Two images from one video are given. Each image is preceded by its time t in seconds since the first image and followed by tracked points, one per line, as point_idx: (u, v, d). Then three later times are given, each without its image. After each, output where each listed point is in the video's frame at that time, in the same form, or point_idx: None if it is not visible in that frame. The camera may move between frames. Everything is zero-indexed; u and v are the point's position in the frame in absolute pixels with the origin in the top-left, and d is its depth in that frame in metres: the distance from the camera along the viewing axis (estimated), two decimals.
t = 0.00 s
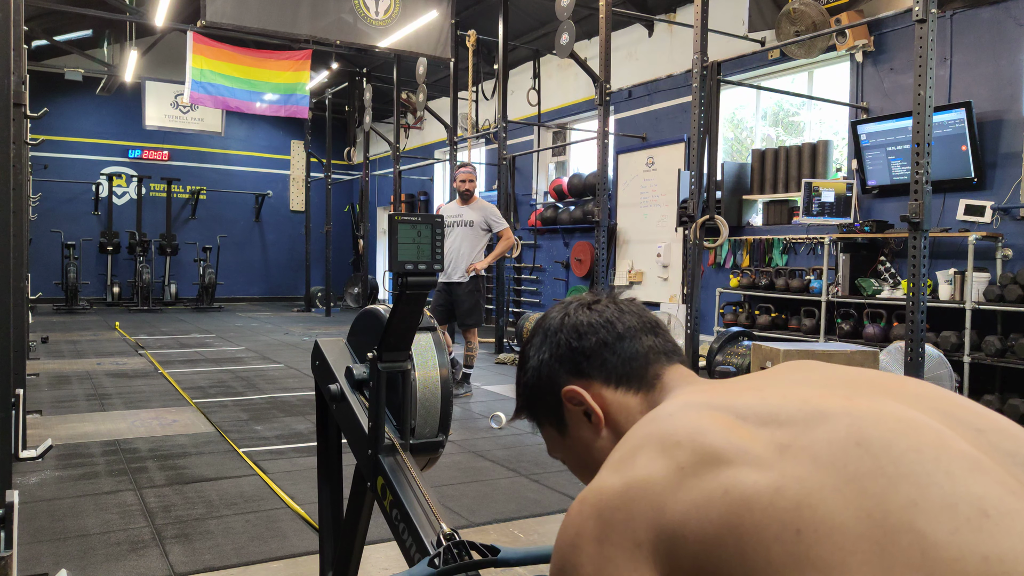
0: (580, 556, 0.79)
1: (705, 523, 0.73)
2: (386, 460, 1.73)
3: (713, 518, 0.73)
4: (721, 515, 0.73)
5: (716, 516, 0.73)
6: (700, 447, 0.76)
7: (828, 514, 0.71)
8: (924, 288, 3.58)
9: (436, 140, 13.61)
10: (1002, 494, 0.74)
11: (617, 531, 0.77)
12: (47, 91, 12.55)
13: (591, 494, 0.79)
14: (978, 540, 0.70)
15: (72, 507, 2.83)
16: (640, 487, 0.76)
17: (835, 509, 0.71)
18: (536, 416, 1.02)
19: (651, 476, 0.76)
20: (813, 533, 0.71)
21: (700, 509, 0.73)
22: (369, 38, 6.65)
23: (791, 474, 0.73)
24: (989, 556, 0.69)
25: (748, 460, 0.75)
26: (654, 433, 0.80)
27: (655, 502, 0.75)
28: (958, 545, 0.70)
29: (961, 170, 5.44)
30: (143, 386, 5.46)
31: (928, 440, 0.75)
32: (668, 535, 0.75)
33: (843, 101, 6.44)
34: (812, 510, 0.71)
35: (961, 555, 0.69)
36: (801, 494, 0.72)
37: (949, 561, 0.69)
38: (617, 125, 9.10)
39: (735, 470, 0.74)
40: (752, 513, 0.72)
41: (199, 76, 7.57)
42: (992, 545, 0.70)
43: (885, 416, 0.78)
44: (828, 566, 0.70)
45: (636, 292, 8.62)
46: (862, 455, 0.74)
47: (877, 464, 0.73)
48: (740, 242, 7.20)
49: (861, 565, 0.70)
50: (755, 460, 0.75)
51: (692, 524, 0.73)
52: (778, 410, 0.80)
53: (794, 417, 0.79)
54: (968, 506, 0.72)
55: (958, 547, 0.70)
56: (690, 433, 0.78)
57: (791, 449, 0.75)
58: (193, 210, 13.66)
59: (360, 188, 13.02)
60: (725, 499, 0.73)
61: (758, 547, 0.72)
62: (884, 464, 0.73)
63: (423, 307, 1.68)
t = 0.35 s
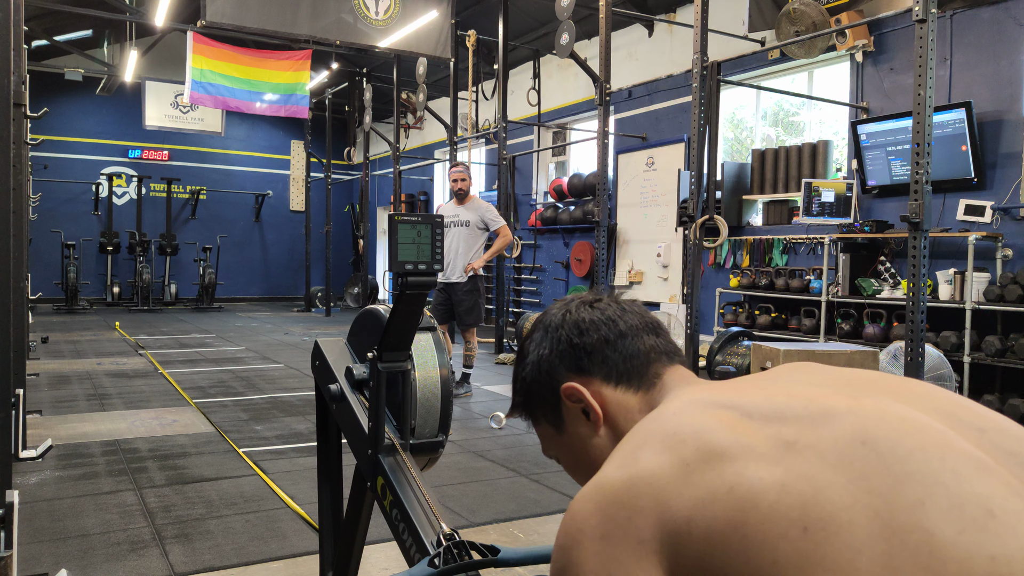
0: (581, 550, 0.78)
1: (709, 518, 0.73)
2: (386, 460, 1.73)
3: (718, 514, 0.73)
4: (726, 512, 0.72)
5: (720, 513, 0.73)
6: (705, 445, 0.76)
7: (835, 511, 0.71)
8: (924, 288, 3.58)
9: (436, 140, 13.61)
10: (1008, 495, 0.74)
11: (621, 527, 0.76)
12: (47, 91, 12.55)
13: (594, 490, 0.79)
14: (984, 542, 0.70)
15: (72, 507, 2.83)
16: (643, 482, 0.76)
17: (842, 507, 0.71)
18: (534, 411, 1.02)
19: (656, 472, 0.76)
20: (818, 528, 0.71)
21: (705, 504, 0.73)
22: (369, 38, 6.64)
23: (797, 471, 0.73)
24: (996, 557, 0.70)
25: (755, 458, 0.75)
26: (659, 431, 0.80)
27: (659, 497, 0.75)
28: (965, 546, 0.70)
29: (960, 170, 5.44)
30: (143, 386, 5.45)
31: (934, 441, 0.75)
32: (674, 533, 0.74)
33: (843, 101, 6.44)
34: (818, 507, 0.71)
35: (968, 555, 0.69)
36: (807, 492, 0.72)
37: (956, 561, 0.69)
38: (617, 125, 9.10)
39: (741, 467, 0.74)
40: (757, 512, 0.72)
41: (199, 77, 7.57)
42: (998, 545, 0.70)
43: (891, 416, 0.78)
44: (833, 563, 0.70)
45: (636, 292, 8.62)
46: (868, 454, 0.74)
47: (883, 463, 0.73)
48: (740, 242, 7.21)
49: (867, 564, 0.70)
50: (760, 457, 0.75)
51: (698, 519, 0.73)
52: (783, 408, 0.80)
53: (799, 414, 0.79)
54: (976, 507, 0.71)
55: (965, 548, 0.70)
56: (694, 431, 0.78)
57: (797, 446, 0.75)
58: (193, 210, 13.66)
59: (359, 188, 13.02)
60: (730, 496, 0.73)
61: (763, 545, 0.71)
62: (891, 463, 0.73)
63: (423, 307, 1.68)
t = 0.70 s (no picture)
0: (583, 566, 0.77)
1: (709, 528, 0.73)
2: (386, 460, 1.73)
3: (718, 524, 0.73)
4: (726, 522, 0.72)
5: (720, 523, 0.73)
6: (705, 456, 0.76)
7: (835, 519, 0.71)
8: (924, 288, 3.58)
9: (436, 140, 13.61)
10: (1009, 498, 0.74)
11: (621, 542, 0.76)
12: (47, 91, 12.55)
13: (595, 505, 0.79)
14: (987, 545, 0.70)
15: (72, 507, 2.83)
16: (641, 497, 0.76)
17: (842, 514, 0.71)
18: (534, 420, 1.01)
19: (655, 486, 0.76)
20: (818, 536, 0.71)
21: (705, 515, 0.73)
22: (369, 38, 6.64)
23: (796, 478, 0.74)
24: (1000, 561, 0.69)
25: (754, 468, 0.75)
26: (658, 443, 0.80)
27: (659, 511, 0.75)
28: (968, 549, 0.70)
29: (961, 170, 5.44)
30: (143, 386, 5.45)
31: (934, 445, 0.76)
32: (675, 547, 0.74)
33: (843, 101, 6.44)
34: (818, 515, 0.71)
35: (971, 558, 0.69)
36: (807, 498, 0.72)
37: (960, 564, 0.69)
38: (617, 125, 9.10)
39: (740, 477, 0.74)
40: (756, 521, 0.72)
41: (199, 76, 7.57)
42: (1001, 548, 0.70)
43: (890, 421, 0.78)
44: (835, 571, 0.70)
45: (636, 292, 8.62)
46: (867, 460, 0.74)
47: (883, 469, 0.73)
48: (740, 243, 7.20)
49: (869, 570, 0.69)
50: (759, 465, 0.75)
51: (697, 531, 0.73)
52: (781, 417, 0.81)
53: (798, 422, 0.79)
54: (978, 510, 0.72)
55: (967, 551, 0.69)
56: (693, 443, 0.78)
57: (795, 453, 0.76)
58: (193, 210, 13.66)
59: (359, 188, 13.02)
60: (729, 507, 0.73)
61: (763, 554, 0.71)
62: (890, 468, 0.73)
63: (423, 307, 1.68)
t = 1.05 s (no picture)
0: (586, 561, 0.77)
1: (713, 525, 0.73)
2: (386, 460, 1.73)
3: (722, 522, 0.73)
4: (729, 520, 0.72)
5: (724, 521, 0.73)
6: (709, 454, 0.76)
7: (840, 517, 0.71)
8: (924, 288, 3.58)
9: (436, 140, 13.60)
10: (1014, 497, 0.74)
11: (626, 539, 0.76)
12: (47, 91, 12.55)
13: (600, 500, 0.79)
14: (992, 545, 0.70)
15: (72, 507, 2.82)
16: (646, 494, 0.76)
17: (847, 511, 0.71)
18: (539, 410, 1.01)
19: (660, 483, 0.76)
20: (823, 535, 0.70)
21: (710, 513, 0.73)
22: (369, 38, 6.64)
23: (801, 476, 0.73)
24: (1005, 561, 0.70)
25: (758, 465, 0.75)
26: (664, 440, 0.80)
27: (664, 508, 0.75)
28: (973, 550, 0.70)
29: (961, 170, 5.44)
30: (143, 386, 5.46)
31: (939, 445, 0.76)
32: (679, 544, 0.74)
33: (843, 101, 6.44)
34: (822, 512, 0.71)
35: (977, 558, 0.69)
36: (811, 497, 0.72)
37: (966, 564, 0.69)
38: (617, 125, 9.11)
39: (745, 475, 0.74)
40: (760, 518, 0.72)
41: (199, 76, 7.57)
42: (1007, 549, 0.70)
43: (896, 420, 0.78)
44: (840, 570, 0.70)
45: (636, 292, 8.63)
46: (873, 458, 0.74)
47: (889, 468, 0.73)
48: (740, 242, 7.20)
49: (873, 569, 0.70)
50: (763, 463, 0.75)
51: (702, 529, 0.73)
52: (786, 415, 0.81)
53: (804, 421, 0.79)
54: (984, 511, 0.71)
55: (972, 551, 0.70)
56: (697, 440, 0.78)
57: (800, 451, 0.76)
58: (193, 210, 13.66)
59: (359, 188, 13.02)
60: (733, 505, 0.73)
61: (767, 553, 0.71)
62: (896, 467, 0.73)
63: (423, 307, 1.68)
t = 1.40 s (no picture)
0: (587, 558, 0.77)
1: (714, 521, 0.73)
2: (386, 460, 1.73)
3: (723, 522, 0.73)
4: (729, 520, 0.72)
5: (725, 521, 0.73)
6: (710, 454, 0.76)
7: (841, 516, 0.71)
8: (924, 288, 3.58)
9: (436, 140, 13.60)
10: (1015, 498, 0.74)
11: (627, 536, 0.75)
12: (47, 91, 12.55)
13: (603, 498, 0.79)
14: (992, 544, 0.70)
15: (72, 507, 2.83)
16: (646, 494, 0.76)
17: (848, 511, 0.71)
18: (543, 410, 1.02)
19: (662, 482, 0.76)
20: (825, 535, 0.70)
21: (712, 510, 0.73)
22: (369, 38, 6.65)
23: (802, 475, 0.73)
24: (1005, 560, 0.70)
25: (760, 464, 0.75)
26: (664, 441, 0.80)
27: (668, 508, 0.74)
28: (974, 548, 0.70)
29: (961, 170, 5.44)
30: (143, 386, 5.45)
31: (940, 444, 0.76)
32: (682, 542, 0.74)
33: (843, 101, 6.44)
34: (824, 511, 0.71)
35: (977, 557, 0.69)
36: (812, 496, 0.72)
37: (966, 563, 0.69)
38: (617, 125, 9.10)
39: (745, 474, 0.74)
40: (761, 517, 0.71)
41: (199, 76, 7.57)
42: (1007, 548, 0.70)
43: (897, 420, 0.78)
44: (841, 568, 0.69)
45: (636, 292, 8.63)
46: (874, 459, 0.74)
47: (889, 467, 0.73)
48: (740, 242, 7.21)
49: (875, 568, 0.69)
50: (765, 463, 0.75)
51: (704, 527, 0.73)
52: (787, 415, 0.81)
53: (804, 421, 0.79)
54: (984, 510, 0.72)
55: (972, 549, 0.70)
56: (698, 440, 0.78)
57: (801, 451, 0.75)
58: (193, 210, 13.66)
59: (359, 188, 13.02)
60: (734, 504, 0.73)
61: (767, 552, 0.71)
62: (897, 466, 0.73)
63: (422, 307, 1.68)
